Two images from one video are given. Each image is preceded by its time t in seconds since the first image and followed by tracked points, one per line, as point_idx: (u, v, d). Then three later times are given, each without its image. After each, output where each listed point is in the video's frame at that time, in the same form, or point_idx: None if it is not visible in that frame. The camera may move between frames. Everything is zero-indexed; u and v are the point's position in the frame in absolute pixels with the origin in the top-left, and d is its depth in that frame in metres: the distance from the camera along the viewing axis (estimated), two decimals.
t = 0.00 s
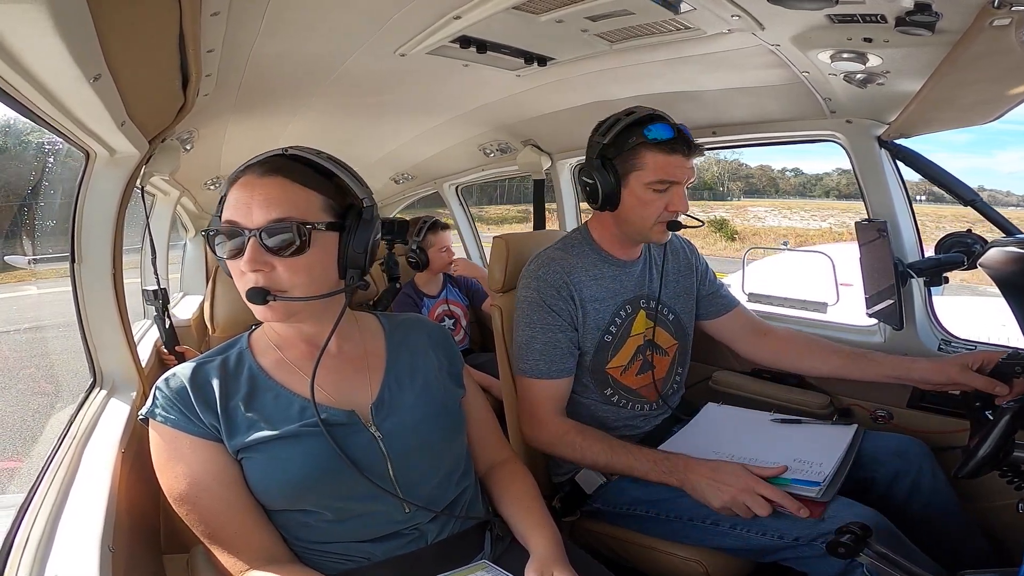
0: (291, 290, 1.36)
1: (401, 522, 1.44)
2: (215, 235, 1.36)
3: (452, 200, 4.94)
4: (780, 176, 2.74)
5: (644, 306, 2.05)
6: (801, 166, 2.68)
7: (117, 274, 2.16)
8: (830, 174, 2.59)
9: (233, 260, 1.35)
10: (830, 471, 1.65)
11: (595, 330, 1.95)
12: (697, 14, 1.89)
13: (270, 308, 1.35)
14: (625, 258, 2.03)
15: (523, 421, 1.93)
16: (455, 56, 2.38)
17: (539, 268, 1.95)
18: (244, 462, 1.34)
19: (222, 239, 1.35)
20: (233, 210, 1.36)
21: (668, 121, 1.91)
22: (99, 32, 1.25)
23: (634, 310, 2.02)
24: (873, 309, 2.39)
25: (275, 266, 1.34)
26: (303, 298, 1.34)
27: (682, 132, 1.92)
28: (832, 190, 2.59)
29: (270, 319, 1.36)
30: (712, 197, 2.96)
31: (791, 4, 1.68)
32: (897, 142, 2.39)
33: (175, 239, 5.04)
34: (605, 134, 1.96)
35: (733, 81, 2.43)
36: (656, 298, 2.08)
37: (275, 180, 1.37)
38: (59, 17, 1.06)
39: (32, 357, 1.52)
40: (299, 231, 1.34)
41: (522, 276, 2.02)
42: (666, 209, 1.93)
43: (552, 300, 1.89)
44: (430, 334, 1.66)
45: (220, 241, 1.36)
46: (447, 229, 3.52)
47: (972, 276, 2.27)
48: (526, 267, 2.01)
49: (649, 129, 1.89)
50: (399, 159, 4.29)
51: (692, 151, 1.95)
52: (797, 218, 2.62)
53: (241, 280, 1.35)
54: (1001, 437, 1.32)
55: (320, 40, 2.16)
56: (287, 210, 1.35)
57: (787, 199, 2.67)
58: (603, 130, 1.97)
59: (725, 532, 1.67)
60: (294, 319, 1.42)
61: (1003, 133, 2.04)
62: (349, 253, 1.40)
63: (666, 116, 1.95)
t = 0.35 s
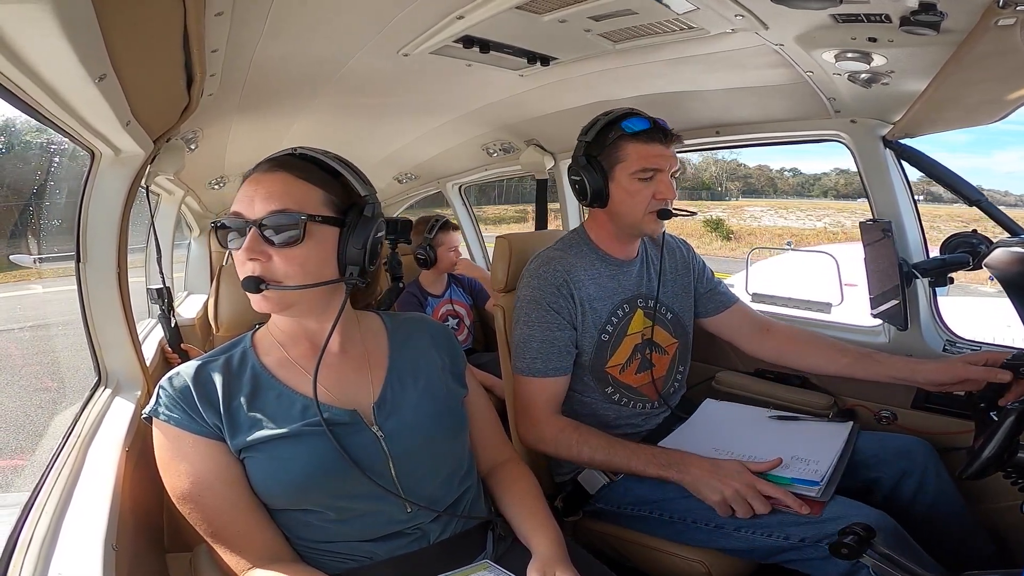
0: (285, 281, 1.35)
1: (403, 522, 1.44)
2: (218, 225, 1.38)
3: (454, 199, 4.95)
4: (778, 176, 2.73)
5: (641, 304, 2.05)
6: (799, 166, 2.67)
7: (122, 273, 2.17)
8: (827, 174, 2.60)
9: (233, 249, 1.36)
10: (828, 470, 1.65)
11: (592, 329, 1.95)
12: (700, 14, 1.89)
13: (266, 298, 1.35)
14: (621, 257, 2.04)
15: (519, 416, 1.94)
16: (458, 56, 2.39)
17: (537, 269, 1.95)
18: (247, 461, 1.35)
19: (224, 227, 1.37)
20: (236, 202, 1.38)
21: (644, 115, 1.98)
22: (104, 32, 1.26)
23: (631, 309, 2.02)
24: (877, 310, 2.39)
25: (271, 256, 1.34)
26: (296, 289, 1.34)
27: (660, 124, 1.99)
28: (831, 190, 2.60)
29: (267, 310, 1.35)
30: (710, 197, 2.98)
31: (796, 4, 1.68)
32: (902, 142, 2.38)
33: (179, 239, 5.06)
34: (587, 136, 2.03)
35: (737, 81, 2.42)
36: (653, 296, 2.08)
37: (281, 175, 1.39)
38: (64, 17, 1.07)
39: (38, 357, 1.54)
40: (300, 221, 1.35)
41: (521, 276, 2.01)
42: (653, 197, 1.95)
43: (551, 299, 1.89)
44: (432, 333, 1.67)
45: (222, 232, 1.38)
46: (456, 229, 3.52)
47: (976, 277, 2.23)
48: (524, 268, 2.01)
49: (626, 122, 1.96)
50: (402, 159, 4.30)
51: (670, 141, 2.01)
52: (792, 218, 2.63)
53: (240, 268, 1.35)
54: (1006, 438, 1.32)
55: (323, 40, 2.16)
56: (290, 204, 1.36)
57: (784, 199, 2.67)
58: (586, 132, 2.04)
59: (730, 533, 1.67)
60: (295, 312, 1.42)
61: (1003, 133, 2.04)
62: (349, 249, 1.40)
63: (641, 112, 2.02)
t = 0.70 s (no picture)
0: (292, 283, 1.36)
1: (406, 521, 1.45)
2: (224, 224, 1.38)
3: (456, 199, 4.97)
4: (776, 176, 2.74)
5: (640, 304, 2.05)
6: (797, 166, 2.67)
7: (126, 272, 2.18)
8: (825, 174, 2.60)
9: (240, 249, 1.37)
10: (832, 472, 1.66)
11: (595, 330, 1.94)
12: (703, 14, 1.88)
13: (272, 300, 1.36)
14: (619, 258, 2.04)
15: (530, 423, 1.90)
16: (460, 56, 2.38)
17: (539, 273, 1.94)
18: (250, 459, 1.35)
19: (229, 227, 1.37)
20: (244, 203, 1.38)
21: (627, 111, 2.02)
22: (108, 32, 1.26)
23: (630, 309, 2.02)
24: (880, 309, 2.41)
25: (278, 258, 1.34)
26: (302, 292, 1.35)
27: (644, 118, 2.03)
28: (829, 190, 2.60)
29: (273, 311, 1.36)
30: (708, 197, 2.96)
31: (800, 4, 1.67)
32: (906, 142, 2.37)
33: (183, 238, 5.07)
34: (575, 137, 2.05)
35: (740, 81, 2.42)
36: (651, 297, 2.08)
37: (288, 176, 1.39)
38: (69, 17, 1.07)
39: (42, 356, 1.54)
40: (307, 225, 1.34)
41: (524, 282, 1.99)
42: (647, 186, 1.96)
43: (560, 300, 1.86)
44: (435, 332, 1.67)
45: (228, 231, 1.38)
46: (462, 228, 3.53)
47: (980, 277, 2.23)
48: (525, 274, 1.99)
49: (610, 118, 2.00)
50: (405, 159, 4.30)
51: (655, 131, 2.04)
52: (788, 218, 2.62)
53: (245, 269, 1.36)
54: (1008, 442, 1.32)
55: (327, 40, 2.16)
56: (297, 206, 1.36)
57: (782, 199, 2.67)
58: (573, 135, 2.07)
59: (732, 535, 1.67)
60: (300, 313, 1.43)
61: (1004, 134, 2.03)
62: (355, 251, 1.41)
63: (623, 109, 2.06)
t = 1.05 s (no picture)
0: (289, 287, 1.36)
1: (407, 521, 1.45)
2: (224, 224, 1.39)
3: (458, 199, 4.98)
4: (774, 176, 2.75)
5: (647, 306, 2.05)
6: (794, 166, 2.69)
7: (130, 271, 2.19)
8: (823, 174, 2.62)
9: (239, 250, 1.37)
10: (834, 473, 1.66)
11: (603, 332, 1.93)
12: (705, 14, 1.88)
13: (270, 302, 1.36)
14: (628, 259, 2.04)
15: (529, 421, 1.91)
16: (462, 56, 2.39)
17: (548, 273, 1.93)
18: (251, 458, 1.36)
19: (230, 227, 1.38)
20: (244, 204, 1.39)
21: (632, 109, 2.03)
22: (112, 33, 1.27)
23: (638, 311, 2.02)
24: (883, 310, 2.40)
25: (275, 261, 1.35)
26: (299, 296, 1.35)
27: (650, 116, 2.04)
28: (826, 190, 2.62)
29: (270, 313, 1.37)
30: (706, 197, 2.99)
31: (803, 4, 1.67)
32: (909, 142, 2.36)
33: (186, 238, 5.09)
34: (582, 138, 2.06)
35: (743, 81, 2.42)
36: (659, 299, 2.08)
37: (288, 178, 1.39)
38: (72, 18, 1.08)
39: (46, 355, 1.55)
40: (305, 229, 1.35)
41: (531, 282, 1.98)
42: (656, 181, 1.96)
43: (570, 302, 1.86)
44: (436, 332, 1.67)
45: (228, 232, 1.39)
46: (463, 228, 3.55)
47: (984, 278, 2.23)
48: (533, 274, 1.98)
49: (616, 116, 2.01)
50: (408, 159, 4.31)
51: (661, 128, 2.05)
52: (782, 217, 2.66)
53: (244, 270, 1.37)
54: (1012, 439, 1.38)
55: (330, 40, 2.17)
56: (296, 209, 1.37)
57: (779, 199, 2.70)
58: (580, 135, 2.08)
59: (733, 535, 1.67)
60: (300, 315, 1.43)
61: (1003, 133, 2.05)
62: (353, 255, 1.41)
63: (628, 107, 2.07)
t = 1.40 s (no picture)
0: (281, 289, 1.36)
1: (408, 522, 1.45)
2: (218, 228, 1.39)
3: (458, 199, 4.97)
4: (769, 176, 2.78)
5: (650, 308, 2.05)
6: (789, 166, 2.71)
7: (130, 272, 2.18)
8: (817, 174, 2.63)
9: (234, 253, 1.38)
10: (834, 473, 1.65)
11: (605, 334, 1.93)
12: (705, 14, 1.88)
13: (263, 305, 1.36)
14: (631, 261, 2.04)
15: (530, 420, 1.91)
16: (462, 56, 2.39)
17: (551, 273, 1.93)
18: (252, 459, 1.36)
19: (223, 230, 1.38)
20: (236, 206, 1.39)
21: (639, 110, 2.04)
22: (112, 33, 1.27)
23: (640, 314, 2.02)
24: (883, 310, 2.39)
25: (267, 263, 1.35)
26: (292, 297, 1.35)
27: (657, 118, 2.04)
28: (819, 189, 2.63)
29: (264, 315, 1.37)
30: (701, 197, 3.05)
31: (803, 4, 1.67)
32: (910, 142, 2.35)
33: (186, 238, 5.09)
34: (587, 139, 2.06)
35: (743, 81, 2.42)
36: (661, 302, 2.08)
37: (277, 179, 1.39)
38: (72, 18, 1.08)
39: (47, 355, 1.55)
40: (294, 229, 1.35)
41: (534, 282, 1.97)
42: (659, 183, 1.95)
43: (572, 303, 1.86)
44: (438, 333, 1.67)
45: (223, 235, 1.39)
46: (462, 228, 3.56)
47: (985, 277, 2.22)
48: (535, 274, 1.97)
49: (622, 118, 2.02)
50: (407, 159, 4.31)
51: (667, 130, 2.05)
52: (773, 216, 2.72)
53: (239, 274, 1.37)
54: (1012, 440, 1.38)
55: (330, 40, 2.17)
56: (285, 210, 1.37)
57: (773, 198, 2.74)
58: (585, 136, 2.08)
59: (734, 536, 1.66)
60: (297, 317, 1.43)
61: (1001, 133, 2.05)
62: (347, 255, 1.40)
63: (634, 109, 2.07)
